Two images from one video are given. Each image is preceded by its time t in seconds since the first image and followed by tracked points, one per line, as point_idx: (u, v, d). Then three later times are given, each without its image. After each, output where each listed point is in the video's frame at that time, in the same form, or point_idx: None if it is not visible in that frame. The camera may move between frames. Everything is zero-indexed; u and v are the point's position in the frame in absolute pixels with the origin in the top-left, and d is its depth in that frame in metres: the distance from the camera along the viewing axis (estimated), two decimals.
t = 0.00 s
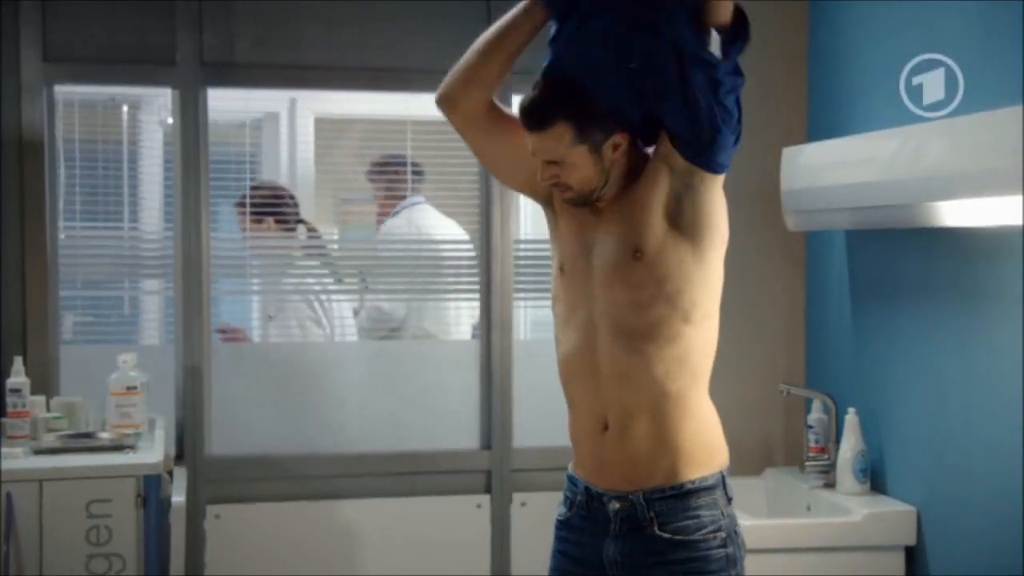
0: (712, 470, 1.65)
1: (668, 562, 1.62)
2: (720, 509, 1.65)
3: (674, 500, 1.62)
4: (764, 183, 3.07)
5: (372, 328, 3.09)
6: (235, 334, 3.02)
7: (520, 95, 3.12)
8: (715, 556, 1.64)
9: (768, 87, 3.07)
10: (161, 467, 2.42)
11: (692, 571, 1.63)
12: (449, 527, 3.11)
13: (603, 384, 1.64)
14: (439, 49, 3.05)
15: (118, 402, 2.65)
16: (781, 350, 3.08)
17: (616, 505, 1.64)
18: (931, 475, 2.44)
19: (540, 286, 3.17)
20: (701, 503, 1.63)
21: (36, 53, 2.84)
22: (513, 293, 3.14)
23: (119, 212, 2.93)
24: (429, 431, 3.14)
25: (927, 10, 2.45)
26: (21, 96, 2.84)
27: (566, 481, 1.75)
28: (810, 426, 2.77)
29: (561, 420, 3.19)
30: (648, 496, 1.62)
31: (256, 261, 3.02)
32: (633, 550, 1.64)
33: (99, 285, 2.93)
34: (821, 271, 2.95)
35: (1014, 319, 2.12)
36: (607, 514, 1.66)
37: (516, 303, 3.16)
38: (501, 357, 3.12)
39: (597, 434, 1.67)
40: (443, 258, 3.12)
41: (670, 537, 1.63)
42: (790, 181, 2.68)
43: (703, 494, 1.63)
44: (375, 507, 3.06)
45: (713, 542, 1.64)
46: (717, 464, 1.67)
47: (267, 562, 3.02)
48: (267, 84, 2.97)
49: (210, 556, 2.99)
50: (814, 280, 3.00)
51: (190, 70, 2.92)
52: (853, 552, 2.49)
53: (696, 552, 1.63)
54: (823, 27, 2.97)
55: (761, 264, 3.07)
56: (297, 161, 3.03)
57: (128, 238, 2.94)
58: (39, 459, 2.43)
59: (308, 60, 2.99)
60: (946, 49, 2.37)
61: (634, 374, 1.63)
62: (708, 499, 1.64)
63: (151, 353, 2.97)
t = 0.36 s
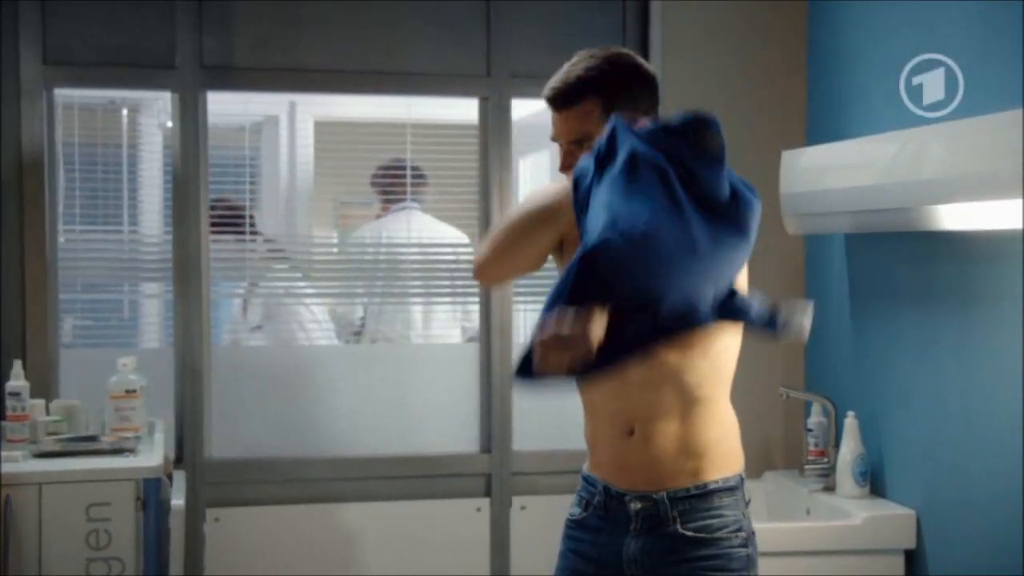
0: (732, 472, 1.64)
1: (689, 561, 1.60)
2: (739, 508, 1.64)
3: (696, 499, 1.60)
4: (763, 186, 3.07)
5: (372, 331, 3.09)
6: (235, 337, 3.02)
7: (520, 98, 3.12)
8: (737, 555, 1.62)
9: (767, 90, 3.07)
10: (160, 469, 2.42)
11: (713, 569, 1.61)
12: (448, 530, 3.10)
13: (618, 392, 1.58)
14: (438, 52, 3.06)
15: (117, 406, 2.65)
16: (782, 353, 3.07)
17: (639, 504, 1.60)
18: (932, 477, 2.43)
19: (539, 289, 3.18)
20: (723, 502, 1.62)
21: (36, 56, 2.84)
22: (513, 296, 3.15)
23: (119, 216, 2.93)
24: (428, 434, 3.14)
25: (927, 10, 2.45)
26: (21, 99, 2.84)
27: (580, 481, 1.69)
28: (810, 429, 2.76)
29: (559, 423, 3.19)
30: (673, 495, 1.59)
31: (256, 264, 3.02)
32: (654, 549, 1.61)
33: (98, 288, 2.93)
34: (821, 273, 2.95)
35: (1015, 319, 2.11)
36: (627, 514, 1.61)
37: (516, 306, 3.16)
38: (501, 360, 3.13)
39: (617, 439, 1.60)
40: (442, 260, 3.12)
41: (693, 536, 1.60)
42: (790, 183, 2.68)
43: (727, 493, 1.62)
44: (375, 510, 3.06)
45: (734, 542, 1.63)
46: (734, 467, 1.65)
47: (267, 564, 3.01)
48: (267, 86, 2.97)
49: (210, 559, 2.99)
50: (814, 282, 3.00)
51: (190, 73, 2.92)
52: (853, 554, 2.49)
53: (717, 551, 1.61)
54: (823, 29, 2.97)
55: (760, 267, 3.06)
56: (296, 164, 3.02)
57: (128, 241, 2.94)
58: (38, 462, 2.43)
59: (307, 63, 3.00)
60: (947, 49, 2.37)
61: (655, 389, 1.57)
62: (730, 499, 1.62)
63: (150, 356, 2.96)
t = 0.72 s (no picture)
0: (718, 472, 1.67)
1: (675, 563, 1.61)
2: (725, 509, 1.66)
3: (680, 500, 1.62)
4: (760, 186, 3.07)
5: (369, 332, 3.08)
6: (232, 338, 3.02)
7: (517, 98, 3.12)
8: (721, 557, 1.64)
9: (765, 91, 3.07)
10: (157, 470, 2.42)
11: (697, 570, 1.62)
12: (445, 530, 3.10)
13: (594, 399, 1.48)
14: (435, 52, 3.06)
15: (114, 406, 2.65)
16: (779, 353, 3.08)
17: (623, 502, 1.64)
18: (930, 478, 2.43)
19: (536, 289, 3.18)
20: (707, 503, 1.64)
21: (32, 56, 2.83)
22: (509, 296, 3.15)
23: (115, 216, 2.93)
24: (425, 434, 3.14)
25: (926, 11, 2.45)
26: (17, 98, 2.83)
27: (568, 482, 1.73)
28: (806, 429, 2.76)
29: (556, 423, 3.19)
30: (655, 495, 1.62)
31: (252, 264, 3.02)
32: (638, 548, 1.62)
33: (95, 289, 2.93)
34: (818, 273, 2.95)
35: (1013, 321, 2.11)
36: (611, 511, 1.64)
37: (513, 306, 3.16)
38: (498, 360, 3.12)
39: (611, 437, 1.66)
40: (439, 261, 3.12)
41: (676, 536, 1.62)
42: (788, 184, 2.68)
43: (712, 493, 1.65)
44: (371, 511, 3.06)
45: (719, 543, 1.64)
46: (722, 469, 1.68)
47: (264, 564, 3.01)
48: (264, 86, 2.97)
49: (206, 559, 2.98)
50: (811, 282, 3.00)
51: (187, 73, 2.92)
52: (849, 554, 2.49)
53: (702, 552, 1.62)
54: (821, 29, 2.96)
55: (757, 267, 3.06)
56: (293, 163, 3.02)
57: (124, 241, 2.93)
58: (35, 463, 2.43)
59: (304, 64, 2.99)
60: (947, 49, 2.37)
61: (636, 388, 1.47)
62: (715, 500, 1.65)
63: (147, 356, 2.95)
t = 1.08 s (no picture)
0: (715, 475, 1.76)
1: (672, 565, 1.73)
2: (723, 511, 1.76)
3: (677, 502, 1.73)
4: (761, 187, 3.07)
5: (369, 331, 3.09)
6: (233, 338, 3.02)
7: (518, 98, 3.12)
8: (717, 559, 1.75)
9: (765, 92, 3.07)
10: (157, 471, 2.42)
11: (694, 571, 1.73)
12: (446, 531, 3.10)
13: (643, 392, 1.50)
14: (435, 53, 3.06)
15: (114, 406, 2.65)
16: (779, 353, 3.08)
17: (622, 505, 1.73)
18: (930, 479, 2.43)
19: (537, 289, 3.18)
20: (704, 505, 1.74)
21: (32, 56, 2.83)
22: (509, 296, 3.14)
23: (116, 216, 2.93)
24: (426, 435, 3.14)
25: (925, 12, 2.45)
26: (17, 97, 2.83)
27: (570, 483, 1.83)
28: (806, 429, 2.76)
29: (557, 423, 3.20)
30: (653, 497, 1.72)
31: (253, 264, 3.02)
32: (636, 550, 1.73)
33: (96, 288, 2.93)
34: (818, 275, 2.95)
35: (1013, 322, 2.11)
36: (611, 514, 1.75)
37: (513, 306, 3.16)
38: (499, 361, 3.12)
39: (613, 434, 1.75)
40: (440, 262, 3.13)
41: (674, 538, 1.73)
42: (788, 185, 2.68)
43: (710, 496, 1.75)
44: (372, 512, 3.06)
45: (716, 545, 1.75)
46: (719, 469, 1.77)
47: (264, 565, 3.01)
48: (265, 86, 2.97)
49: (207, 560, 2.98)
50: (812, 283, 3.00)
51: (187, 73, 2.92)
52: (849, 554, 2.49)
53: (699, 554, 1.74)
54: (820, 29, 2.97)
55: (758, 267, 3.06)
56: (293, 163, 3.02)
57: (124, 242, 2.94)
58: (35, 462, 2.43)
59: (304, 64, 2.99)
60: (946, 49, 2.37)
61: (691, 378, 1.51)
62: (711, 502, 1.75)
63: (148, 356, 2.95)
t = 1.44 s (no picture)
0: (716, 476, 1.77)
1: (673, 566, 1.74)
2: (724, 513, 1.76)
3: (678, 504, 1.74)
4: (766, 187, 3.07)
5: (372, 330, 3.09)
6: (238, 337, 3.02)
7: (522, 97, 3.12)
8: (719, 560, 1.75)
9: (769, 92, 3.07)
10: (162, 470, 2.43)
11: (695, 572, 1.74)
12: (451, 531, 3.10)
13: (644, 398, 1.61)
14: (440, 53, 3.06)
15: (119, 405, 2.65)
16: (784, 353, 3.07)
17: (622, 507, 1.76)
18: (934, 479, 2.43)
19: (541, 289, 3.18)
20: (706, 506, 1.74)
21: (37, 56, 2.83)
22: (514, 295, 3.14)
23: (121, 216, 2.93)
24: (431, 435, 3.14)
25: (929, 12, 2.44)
26: (22, 98, 2.84)
27: (577, 483, 1.87)
28: (811, 429, 2.76)
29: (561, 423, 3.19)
30: (653, 499, 1.74)
31: (257, 263, 3.02)
32: (638, 550, 1.75)
33: (101, 288, 2.93)
34: (823, 275, 2.95)
35: (1016, 322, 2.11)
36: (614, 515, 1.77)
37: (517, 306, 3.16)
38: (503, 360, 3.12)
39: (603, 434, 1.80)
40: (443, 262, 3.12)
41: (675, 540, 1.74)
42: (792, 184, 2.68)
43: (710, 498, 1.75)
44: (377, 512, 3.05)
45: (717, 547, 1.75)
46: (720, 470, 1.78)
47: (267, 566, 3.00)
48: (269, 86, 2.97)
49: (212, 560, 2.98)
50: (816, 283, 3.00)
51: (192, 73, 2.92)
52: (854, 555, 2.49)
53: (700, 555, 1.74)
54: (825, 28, 2.96)
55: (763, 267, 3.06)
56: (298, 164, 3.03)
57: (129, 241, 2.94)
58: (40, 462, 2.43)
59: (309, 64, 2.99)
60: (947, 49, 2.37)
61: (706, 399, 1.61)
62: (713, 503, 1.75)
63: (152, 355, 2.96)
